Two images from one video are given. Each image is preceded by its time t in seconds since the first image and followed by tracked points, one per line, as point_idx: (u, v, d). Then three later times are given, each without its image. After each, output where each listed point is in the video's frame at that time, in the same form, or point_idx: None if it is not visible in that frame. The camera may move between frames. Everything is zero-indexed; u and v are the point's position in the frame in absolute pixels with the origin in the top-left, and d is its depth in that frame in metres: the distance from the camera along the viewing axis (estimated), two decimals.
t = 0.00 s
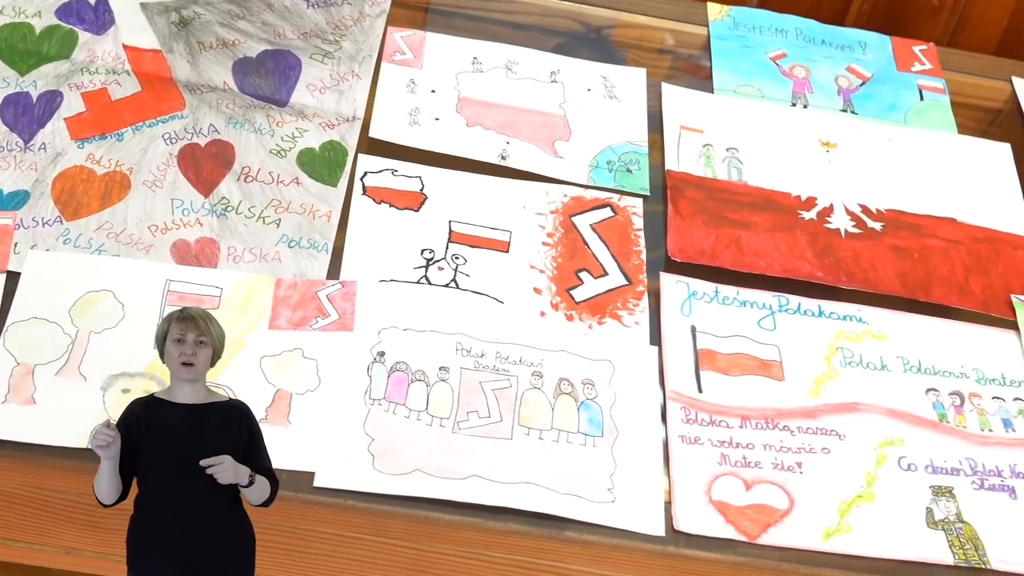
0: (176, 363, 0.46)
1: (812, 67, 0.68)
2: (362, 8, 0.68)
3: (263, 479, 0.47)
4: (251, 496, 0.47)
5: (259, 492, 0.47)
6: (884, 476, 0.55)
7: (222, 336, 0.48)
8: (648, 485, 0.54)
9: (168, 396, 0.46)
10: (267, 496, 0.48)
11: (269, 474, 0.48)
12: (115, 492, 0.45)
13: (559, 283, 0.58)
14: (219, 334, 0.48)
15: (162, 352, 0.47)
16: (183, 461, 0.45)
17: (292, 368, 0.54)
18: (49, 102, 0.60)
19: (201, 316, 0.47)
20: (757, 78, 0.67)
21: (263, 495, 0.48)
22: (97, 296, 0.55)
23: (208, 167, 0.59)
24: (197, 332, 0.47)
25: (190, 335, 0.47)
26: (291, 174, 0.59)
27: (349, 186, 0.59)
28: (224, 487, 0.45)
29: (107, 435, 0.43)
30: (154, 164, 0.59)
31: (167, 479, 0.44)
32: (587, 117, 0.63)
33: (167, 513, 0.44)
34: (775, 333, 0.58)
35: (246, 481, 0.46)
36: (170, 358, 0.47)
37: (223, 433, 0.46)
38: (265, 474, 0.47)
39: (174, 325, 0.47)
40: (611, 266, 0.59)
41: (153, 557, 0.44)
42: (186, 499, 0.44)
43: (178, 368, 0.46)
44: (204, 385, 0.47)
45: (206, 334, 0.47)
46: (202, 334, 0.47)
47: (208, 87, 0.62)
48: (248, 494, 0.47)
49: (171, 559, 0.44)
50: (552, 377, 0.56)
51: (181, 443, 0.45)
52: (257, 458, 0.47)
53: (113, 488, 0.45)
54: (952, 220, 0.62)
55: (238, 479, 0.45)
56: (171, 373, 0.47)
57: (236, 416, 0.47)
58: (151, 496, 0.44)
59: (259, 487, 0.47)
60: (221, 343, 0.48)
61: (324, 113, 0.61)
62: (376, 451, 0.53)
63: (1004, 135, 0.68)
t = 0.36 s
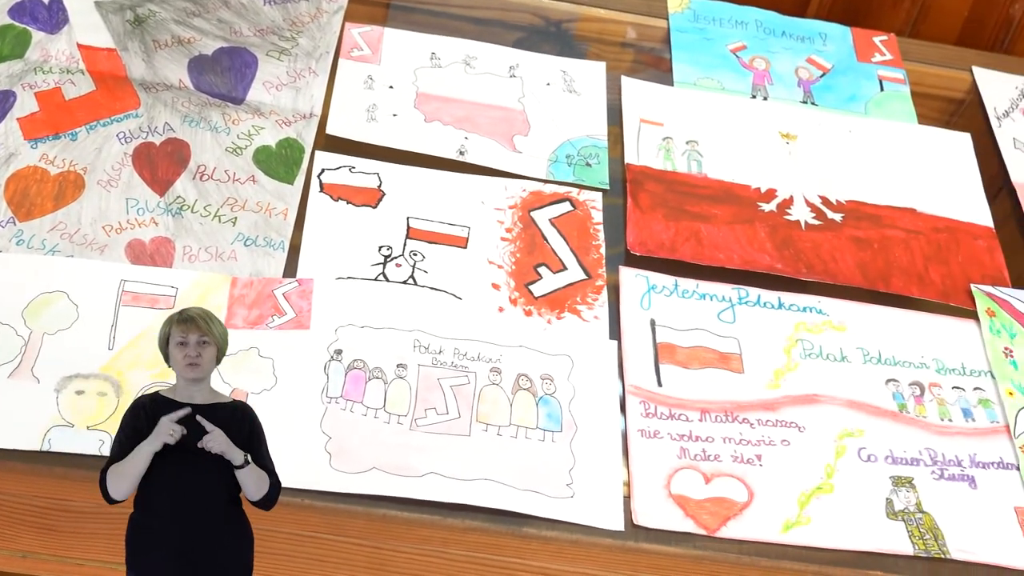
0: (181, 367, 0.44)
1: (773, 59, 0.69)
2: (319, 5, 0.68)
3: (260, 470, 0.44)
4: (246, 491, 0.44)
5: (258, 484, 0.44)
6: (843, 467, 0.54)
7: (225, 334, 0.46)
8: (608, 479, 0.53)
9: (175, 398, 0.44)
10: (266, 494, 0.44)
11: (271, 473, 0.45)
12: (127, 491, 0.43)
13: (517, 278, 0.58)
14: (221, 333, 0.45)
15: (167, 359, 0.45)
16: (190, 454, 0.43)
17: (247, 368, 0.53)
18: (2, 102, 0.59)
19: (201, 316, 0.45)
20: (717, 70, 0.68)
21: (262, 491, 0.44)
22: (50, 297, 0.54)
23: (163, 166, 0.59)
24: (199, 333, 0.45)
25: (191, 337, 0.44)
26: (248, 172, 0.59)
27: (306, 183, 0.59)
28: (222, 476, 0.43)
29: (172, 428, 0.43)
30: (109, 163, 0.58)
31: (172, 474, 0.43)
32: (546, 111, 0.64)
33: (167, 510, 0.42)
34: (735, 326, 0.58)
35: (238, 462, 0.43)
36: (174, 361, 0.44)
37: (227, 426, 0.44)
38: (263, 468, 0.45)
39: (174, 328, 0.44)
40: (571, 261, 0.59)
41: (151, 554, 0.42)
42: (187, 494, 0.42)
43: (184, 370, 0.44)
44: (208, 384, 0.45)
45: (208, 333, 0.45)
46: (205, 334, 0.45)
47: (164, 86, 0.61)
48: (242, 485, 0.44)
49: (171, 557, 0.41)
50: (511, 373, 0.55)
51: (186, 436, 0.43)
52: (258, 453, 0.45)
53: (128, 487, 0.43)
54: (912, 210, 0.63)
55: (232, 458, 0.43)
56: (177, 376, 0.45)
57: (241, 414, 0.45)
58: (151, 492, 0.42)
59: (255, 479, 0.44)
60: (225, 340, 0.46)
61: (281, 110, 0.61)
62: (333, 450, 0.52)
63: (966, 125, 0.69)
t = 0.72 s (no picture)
0: (181, 369, 0.40)
1: (737, 50, 0.71)
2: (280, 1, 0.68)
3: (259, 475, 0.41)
4: (245, 496, 0.41)
5: (256, 489, 0.41)
6: (808, 457, 0.54)
7: (226, 334, 0.42)
8: (574, 472, 0.52)
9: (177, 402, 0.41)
10: (265, 498, 0.42)
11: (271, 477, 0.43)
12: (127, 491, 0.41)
13: (481, 272, 0.58)
14: (223, 333, 0.41)
15: (167, 360, 0.41)
16: (191, 455, 0.40)
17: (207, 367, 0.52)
18: None
19: (202, 316, 0.41)
20: (681, 62, 0.69)
21: (260, 495, 0.42)
22: (7, 297, 0.53)
23: (123, 163, 0.58)
24: (199, 334, 0.41)
25: (191, 339, 0.41)
26: (208, 169, 0.59)
27: (266, 179, 0.59)
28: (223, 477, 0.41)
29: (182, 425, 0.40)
30: (67, 162, 0.58)
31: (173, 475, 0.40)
32: (509, 105, 0.64)
33: (168, 510, 0.40)
34: (700, 317, 0.58)
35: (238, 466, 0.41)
36: (174, 363, 0.41)
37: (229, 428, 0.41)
38: (263, 472, 0.42)
39: (173, 330, 0.40)
40: (534, 254, 0.59)
41: (151, 554, 0.40)
42: (188, 496, 0.40)
43: (185, 373, 0.40)
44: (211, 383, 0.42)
45: (209, 334, 0.41)
46: (206, 336, 0.41)
47: (123, 83, 0.61)
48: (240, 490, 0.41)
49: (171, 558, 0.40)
50: (474, 367, 0.55)
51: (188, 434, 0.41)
52: (259, 455, 0.42)
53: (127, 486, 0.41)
54: (876, 200, 0.64)
55: (231, 462, 0.40)
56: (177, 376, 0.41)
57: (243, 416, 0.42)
58: (151, 492, 0.40)
59: (254, 484, 0.41)
60: (227, 340, 0.42)
61: (242, 106, 0.62)
62: (295, 447, 0.51)
63: (932, 114, 0.71)
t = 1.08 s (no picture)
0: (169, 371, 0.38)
1: (707, 43, 0.71)
2: None
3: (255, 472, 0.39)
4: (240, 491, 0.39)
5: (253, 485, 0.39)
6: (780, 450, 0.53)
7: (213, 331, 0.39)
8: (544, 467, 0.52)
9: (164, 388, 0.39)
10: (262, 494, 0.40)
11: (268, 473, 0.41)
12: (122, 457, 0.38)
13: (450, 268, 0.57)
14: (209, 332, 0.38)
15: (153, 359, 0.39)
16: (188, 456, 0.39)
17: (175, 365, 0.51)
18: None
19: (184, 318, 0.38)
20: (651, 56, 0.70)
21: (257, 491, 0.40)
22: None
23: (88, 162, 0.58)
24: (183, 336, 0.38)
25: (176, 343, 0.38)
26: (175, 167, 0.58)
27: (234, 177, 0.59)
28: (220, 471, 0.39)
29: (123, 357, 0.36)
30: (32, 162, 0.57)
31: (171, 476, 0.39)
32: (478, 100, 0.65)
33: (167, 510, 0.39)
34: (670, 311, 0.58)
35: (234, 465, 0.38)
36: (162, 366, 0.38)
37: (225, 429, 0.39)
38: (261, 469, 0.40)
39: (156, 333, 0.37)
40: (504, 249, 0.59)
41: (149, 552, 0.39)
42: (186, 497, 0.39)
43: (175, 375, 0.38)
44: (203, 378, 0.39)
45: (194, 335, 0.38)
46: (191, 338, 0.38)
47: (89, 82, 0.61)
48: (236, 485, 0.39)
49: (170, 558, 0.39)
50: (444, 363, 0.54)
51: (184, 433, 0.39)
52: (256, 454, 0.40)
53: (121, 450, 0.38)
54: (847, 192, 0.64)
55: (226, 462, 0.38)
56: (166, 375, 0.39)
57: (238, 416, 0.40)
58: (149, 491, 0.39)
59: (250, 480, 0.39)
60: (214, 337, 0.39)
61: (209, 104, 0.61)
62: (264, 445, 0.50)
63: (905, 106, 0.71)
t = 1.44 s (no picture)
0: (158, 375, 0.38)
1: (679, 37, 0.72)
2: None
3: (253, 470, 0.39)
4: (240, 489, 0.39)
5: (251, 483, 0.39)
6: (753, 443, 0.53)
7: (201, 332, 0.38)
8: (517, 463, 0.52)
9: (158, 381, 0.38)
10: (261, 493, 0.40)
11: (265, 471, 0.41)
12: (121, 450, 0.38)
13: (423, 265, 0.57)
14: (197, 333, 0.38)
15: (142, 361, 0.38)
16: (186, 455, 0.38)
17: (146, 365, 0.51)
18: None
19: (170, 321, 0.37)
20: (624, 50, 0.70)
21: (255, 489, 0.40)
22: None
23: (58, 162, 0.57)
24: (169, 339, 0.37)
25: (162, 347, 0.37)
26: (145, 166, 0.58)
27: (205, 175, 0.58)
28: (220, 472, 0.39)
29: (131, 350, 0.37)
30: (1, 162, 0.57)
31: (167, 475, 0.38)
32: (451, 95, 0.65)
33: (166, 510, 0.39)
34: (644, 305, 0.58)
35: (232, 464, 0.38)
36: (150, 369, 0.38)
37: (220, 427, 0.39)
38: (258, 467, 0.40)
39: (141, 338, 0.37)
40: (477, 245, 0.58)
41: (147, 552, 0.39)
42: (183, 496, 0.39)
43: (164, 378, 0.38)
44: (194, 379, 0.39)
45: (181, 338, 0.37)
46: (177, 341, 0.37)
47: (58, 81, 0.60)
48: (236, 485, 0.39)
49: (168, 558, 0.39)
50: (416, 360, 0.54)
51: (181, 432, 0.38)
52: (254, 452, 0.40)
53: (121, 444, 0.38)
54: (821, 184, 0.64)
55: (225, 460, 0.38)
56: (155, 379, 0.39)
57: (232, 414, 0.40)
58: (147, 491, 0.39)
59: (248, 479, 0.39)
60: (202, 337, 0.38)
61: (179, 102, 0.61)
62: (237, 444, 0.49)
63: (880, 99, 0.71)
